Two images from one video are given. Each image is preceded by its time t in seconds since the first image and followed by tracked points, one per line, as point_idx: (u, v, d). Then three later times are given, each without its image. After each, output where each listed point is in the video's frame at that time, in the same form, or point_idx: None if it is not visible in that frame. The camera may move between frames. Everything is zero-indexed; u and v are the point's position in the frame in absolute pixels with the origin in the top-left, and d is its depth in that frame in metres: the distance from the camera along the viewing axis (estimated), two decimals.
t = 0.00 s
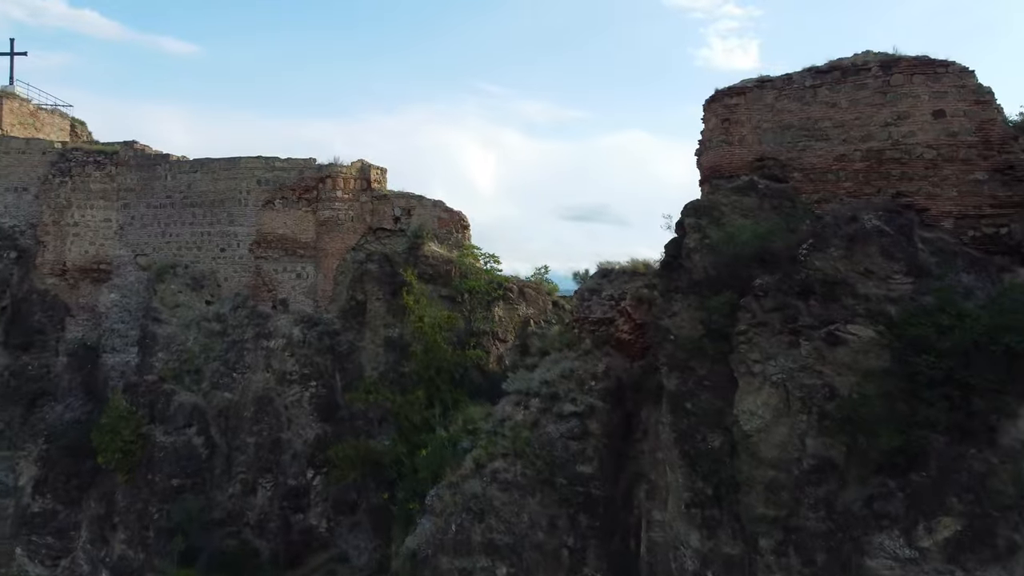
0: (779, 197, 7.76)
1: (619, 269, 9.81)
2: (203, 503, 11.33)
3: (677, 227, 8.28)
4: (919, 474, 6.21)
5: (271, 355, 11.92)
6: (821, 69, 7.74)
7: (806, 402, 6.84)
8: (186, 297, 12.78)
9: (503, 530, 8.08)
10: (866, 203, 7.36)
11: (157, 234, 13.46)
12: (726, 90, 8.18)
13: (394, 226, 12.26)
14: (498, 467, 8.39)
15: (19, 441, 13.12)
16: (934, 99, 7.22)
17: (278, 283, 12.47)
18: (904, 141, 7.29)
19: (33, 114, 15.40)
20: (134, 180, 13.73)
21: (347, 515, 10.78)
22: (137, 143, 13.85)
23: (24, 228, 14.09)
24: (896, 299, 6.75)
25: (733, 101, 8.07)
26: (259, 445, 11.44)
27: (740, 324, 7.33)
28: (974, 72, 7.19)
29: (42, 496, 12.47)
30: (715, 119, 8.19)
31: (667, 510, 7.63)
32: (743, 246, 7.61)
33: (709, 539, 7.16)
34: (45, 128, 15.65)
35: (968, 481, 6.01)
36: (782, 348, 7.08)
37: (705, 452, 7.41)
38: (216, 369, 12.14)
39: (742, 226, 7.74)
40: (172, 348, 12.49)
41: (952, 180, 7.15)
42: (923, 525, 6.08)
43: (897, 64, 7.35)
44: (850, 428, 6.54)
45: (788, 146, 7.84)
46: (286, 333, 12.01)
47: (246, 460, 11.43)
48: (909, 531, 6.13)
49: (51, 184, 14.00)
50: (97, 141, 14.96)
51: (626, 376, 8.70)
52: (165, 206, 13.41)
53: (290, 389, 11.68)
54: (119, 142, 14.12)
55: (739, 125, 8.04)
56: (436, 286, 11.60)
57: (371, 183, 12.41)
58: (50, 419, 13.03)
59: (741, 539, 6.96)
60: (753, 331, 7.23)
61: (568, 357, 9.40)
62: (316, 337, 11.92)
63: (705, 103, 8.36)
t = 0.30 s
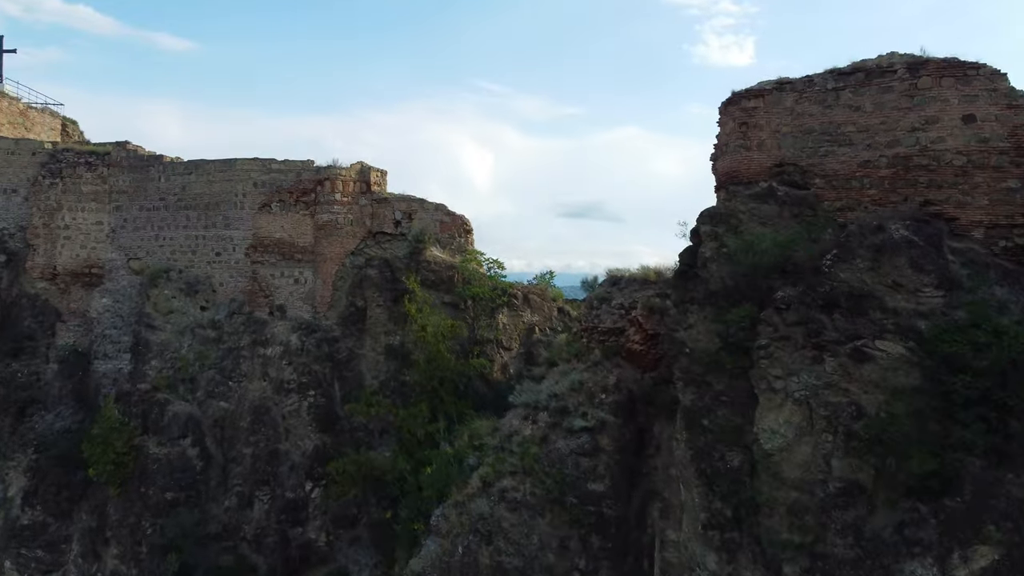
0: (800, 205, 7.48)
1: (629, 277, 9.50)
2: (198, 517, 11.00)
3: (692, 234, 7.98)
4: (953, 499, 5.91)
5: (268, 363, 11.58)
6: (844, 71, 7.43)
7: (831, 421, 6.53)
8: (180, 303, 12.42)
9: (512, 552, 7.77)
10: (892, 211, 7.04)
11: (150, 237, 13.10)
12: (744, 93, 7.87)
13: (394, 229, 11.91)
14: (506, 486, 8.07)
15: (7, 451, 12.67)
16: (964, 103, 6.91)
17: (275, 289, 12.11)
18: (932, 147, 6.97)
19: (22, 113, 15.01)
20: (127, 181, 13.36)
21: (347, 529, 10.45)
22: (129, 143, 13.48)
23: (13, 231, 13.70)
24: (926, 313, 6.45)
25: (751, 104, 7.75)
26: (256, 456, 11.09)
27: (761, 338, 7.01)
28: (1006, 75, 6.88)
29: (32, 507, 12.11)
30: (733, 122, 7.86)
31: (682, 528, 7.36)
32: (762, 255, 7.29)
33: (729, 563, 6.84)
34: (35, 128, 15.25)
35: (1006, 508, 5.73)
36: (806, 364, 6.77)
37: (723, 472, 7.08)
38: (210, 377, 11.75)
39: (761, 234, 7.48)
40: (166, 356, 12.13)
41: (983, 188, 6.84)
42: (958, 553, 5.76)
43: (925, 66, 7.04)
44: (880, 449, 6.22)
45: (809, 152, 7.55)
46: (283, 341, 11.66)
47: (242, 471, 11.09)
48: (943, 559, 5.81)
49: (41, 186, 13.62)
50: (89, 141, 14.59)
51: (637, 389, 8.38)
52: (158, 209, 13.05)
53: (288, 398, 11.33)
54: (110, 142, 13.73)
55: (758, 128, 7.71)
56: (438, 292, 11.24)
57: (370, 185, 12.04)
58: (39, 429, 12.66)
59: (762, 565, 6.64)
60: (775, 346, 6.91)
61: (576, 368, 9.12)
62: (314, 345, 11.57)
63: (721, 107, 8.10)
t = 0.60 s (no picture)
0: (822, 212, 7.15)
1: (640, 284, 9.18)
2: (193, 532, 10.67)
3: (708, 242, 7.65)
4: (991, 526, 5.52)
5: (265, 371, 11.25)
6: (869, 72, 7.10)
7: (858, 440, 6.24)
8: (175, 308, 12.10)
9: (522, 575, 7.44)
10: (921, 220, 6.74)
11: (143, 240, 12.74)
12: (763, 94, 7.53)
13: (395, 233, 11.56)
14: (515, 506, 7.77)
15: None
16: (997, 107, 6.59)
17: (271, 294, 11.76)
18: (963, 153, 6.65)
19: (12, 112, 14.62)
20: (119, 183, 12.99)
21: (348, 543, 10.01)
22: (121, 144, 13.10)
23: (3, 234, 13.37)
24: (959, 328, 6.11)
25: (771, 107, 7.43)
26: (253, 468, 10.75)
27: (783, 352, 6.72)
28: None
29: (22, 520, 11.77)
30: (751, 125, 7.53)
31: (698, 549, 7.03)
32: (784, 266, 6.95)
33: None
34: (24, 127, 14.85)
35: None
36: (831, 380, 6.48)
37: (744, 492, 6.77)
38: (205, 386, 11.39)
39: (782, 244, 7.18)
40: (160, 363, 11.81)
41: (1018, 195, 6.52)
42: None
43: (956, 68, 6.71)
44: (912, 471, 5.92)
45: (832, 157, 7.23)
46: (281, 348, 11.32)
47: (239, 484, 10.75)
48: None
49: (31, 188, 13.25)
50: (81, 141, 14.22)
51: (651, 402, 8.13)
52: (151, 212, 12.69)
53: (286, 408, 11.01)
54: (102, 142, 13.34)
55: (778, 132, 7.39)
56: (441, 299, 10.98)
57: (370, 188, 11.68)
58: (29, 439, 12.31)
59: None
60: (799, 361, 6.61)
61: (586, 379, 8.81)
62: (312, 353, 11.23)
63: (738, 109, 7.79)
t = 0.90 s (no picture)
0: (847, 220, 6.84)
1: (652, 292, 8.85)
2: (188, 547, 10.38)
3: (727, 251, 7.35)
4: None
5: (262, 380, 10.91)
6: (897, 74, 6.80)
7: (888, 461, 5.94)
8: (169, 314, 11.76)
9: None
10: (953, 229, 6.43)
11: (137, 243, 12.39)
12: (784, 96, 7.22)
13: (397, 237, 11.23)
14: (526, 527, 7.45)
15: None
16: None
17: (269, 300, 11.43)
18: (998, 159, 6.35)
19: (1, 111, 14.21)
20: (112, 184, 12.63)
21: (350, 559, 9.68)
22: (113, 144, 12.74)
23: None
24: (996, 344, 5.79)
25: (793, 109, 7.11)
26: (251, 480, 10.41)
27: (810, 368, 6.40)
28: None
29: (12, 532, 11.43)
30: (772, 128, 7.20)
31: (716, 571, 6.77)
32: (808, 277, 6.65)
33: None
34: (14, 126, 14.45)
35: None
36: (860, 397, 6.17)
37: (767, 514, 6.49)
38: (201, 395, 11.04)
39: (804, 253, 6.87)
40: (153, 372, 11.42)
41: None
42: None
43: (990, 69, 6.37)
44: (949, 496, 5.62)
45: (857, 162, 6.92)
46: (279, 355, 10.98)
47: (236, 496, 10.41)
48: None
49: (20, 189, 12.92)
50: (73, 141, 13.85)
51: (665, 415, 7.87)
52: (144, 214, 12.34)
53: (284, 417, 10.67)
54: (94, 142, 12.98)
55: (801, 136, 7.07)
56: (444, 305, 10.64)
57: (371, 190, 11.35)
58: (19, 448, 11.95)
59: None
60: (825, 377, 6.31)
61: (596, 391, 8.49)
62: (312, 361, 10.91)
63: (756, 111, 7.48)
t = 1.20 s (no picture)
0: (875, 228, 6.54)
1: (665, 301, 8.52)
2: (184, 563, 10.12)
3: (747, 260, 7.05)
4: None
5: (260, 389, 10.57)
6: (928, 75, 6.48)
7: (922, 484, 5.63)
8: (163, 320, 11.41)
9: None
10: (988, 239, 6.12)
11: (130, 247, 12.05)
12: (807, 98, 6.91)
13: (399, 241, 10.89)
14: (538, 550, 7.29)
15: None
16: None
17: (266, 306, 11.09)
18: None
19: None
20: (103, 185, 12.26)
21: None
22: (105, 144, 12.37)
23: None
24: None
25: (817, 112, 6.80)
26: (248, 493, 10.08)
27: (838, 386, 6.13)
28: None
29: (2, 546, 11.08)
30: (795, 132, 6.89)
31: None
32: (835, 290, 6.37)
33: None
34: (4, 125, 14.07)
35: None
36: (891, 417, 5.89)
37: (793, 537, 6.10)
38: (196, 405, 10.68)
39: (830, 263, 6.55)
40: (147, 381, 11.09)
41: None
42: None
43: None
44: (991, 523, 5.21)
45: (885, 167, 6.61)
46: (277, 364, 10.65)
47: (232, 510, 10.09)
48: None
49: (10, 191, 12.56)
50: (65, 141, 13.48)
51: (681, 430, 7.43)
52: (138, 217, 11.99)
53: (282, 428, 10.31)
54: (85, 143, 12.62)
55: (826, 140, 6.75)
56: (448, 312, 10.31)
57: (372, 193, 11.00)
58: (9, 459, 11.57)
59: None
60: (854, 396, 6.04)
61: (608, 403, 8.18)
62: (311, 369, 10.57)
63: (777, 113, 7.16)
